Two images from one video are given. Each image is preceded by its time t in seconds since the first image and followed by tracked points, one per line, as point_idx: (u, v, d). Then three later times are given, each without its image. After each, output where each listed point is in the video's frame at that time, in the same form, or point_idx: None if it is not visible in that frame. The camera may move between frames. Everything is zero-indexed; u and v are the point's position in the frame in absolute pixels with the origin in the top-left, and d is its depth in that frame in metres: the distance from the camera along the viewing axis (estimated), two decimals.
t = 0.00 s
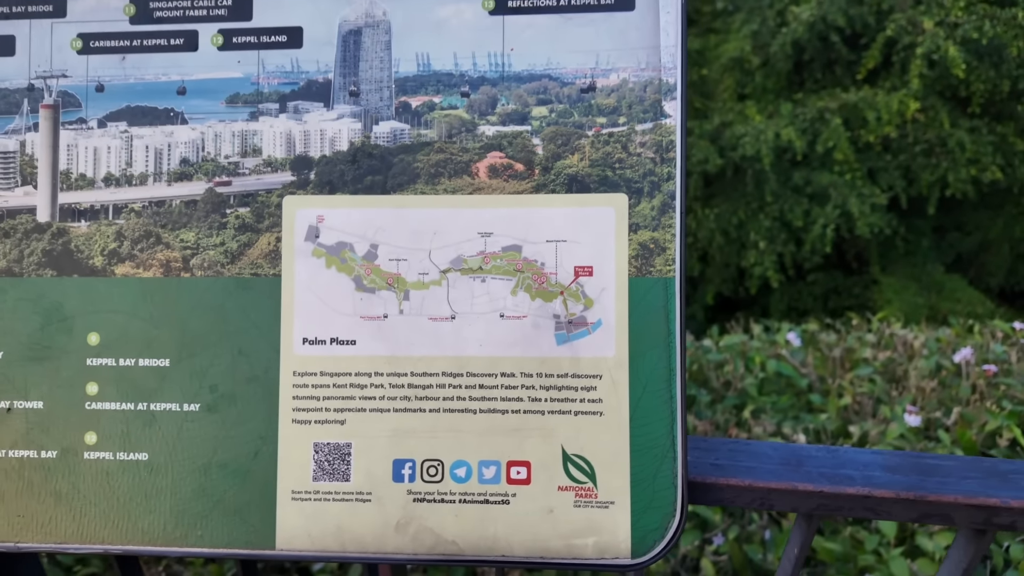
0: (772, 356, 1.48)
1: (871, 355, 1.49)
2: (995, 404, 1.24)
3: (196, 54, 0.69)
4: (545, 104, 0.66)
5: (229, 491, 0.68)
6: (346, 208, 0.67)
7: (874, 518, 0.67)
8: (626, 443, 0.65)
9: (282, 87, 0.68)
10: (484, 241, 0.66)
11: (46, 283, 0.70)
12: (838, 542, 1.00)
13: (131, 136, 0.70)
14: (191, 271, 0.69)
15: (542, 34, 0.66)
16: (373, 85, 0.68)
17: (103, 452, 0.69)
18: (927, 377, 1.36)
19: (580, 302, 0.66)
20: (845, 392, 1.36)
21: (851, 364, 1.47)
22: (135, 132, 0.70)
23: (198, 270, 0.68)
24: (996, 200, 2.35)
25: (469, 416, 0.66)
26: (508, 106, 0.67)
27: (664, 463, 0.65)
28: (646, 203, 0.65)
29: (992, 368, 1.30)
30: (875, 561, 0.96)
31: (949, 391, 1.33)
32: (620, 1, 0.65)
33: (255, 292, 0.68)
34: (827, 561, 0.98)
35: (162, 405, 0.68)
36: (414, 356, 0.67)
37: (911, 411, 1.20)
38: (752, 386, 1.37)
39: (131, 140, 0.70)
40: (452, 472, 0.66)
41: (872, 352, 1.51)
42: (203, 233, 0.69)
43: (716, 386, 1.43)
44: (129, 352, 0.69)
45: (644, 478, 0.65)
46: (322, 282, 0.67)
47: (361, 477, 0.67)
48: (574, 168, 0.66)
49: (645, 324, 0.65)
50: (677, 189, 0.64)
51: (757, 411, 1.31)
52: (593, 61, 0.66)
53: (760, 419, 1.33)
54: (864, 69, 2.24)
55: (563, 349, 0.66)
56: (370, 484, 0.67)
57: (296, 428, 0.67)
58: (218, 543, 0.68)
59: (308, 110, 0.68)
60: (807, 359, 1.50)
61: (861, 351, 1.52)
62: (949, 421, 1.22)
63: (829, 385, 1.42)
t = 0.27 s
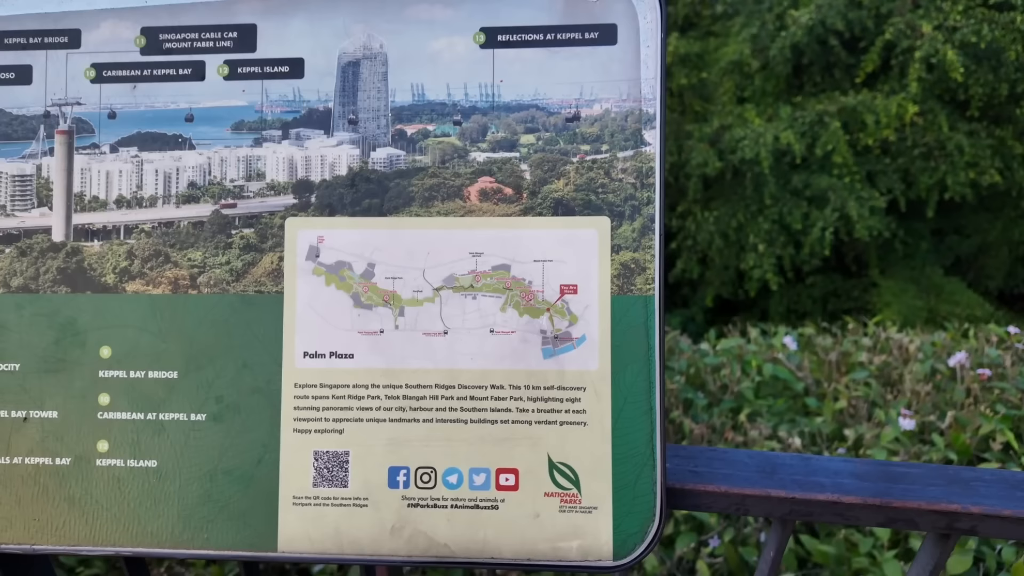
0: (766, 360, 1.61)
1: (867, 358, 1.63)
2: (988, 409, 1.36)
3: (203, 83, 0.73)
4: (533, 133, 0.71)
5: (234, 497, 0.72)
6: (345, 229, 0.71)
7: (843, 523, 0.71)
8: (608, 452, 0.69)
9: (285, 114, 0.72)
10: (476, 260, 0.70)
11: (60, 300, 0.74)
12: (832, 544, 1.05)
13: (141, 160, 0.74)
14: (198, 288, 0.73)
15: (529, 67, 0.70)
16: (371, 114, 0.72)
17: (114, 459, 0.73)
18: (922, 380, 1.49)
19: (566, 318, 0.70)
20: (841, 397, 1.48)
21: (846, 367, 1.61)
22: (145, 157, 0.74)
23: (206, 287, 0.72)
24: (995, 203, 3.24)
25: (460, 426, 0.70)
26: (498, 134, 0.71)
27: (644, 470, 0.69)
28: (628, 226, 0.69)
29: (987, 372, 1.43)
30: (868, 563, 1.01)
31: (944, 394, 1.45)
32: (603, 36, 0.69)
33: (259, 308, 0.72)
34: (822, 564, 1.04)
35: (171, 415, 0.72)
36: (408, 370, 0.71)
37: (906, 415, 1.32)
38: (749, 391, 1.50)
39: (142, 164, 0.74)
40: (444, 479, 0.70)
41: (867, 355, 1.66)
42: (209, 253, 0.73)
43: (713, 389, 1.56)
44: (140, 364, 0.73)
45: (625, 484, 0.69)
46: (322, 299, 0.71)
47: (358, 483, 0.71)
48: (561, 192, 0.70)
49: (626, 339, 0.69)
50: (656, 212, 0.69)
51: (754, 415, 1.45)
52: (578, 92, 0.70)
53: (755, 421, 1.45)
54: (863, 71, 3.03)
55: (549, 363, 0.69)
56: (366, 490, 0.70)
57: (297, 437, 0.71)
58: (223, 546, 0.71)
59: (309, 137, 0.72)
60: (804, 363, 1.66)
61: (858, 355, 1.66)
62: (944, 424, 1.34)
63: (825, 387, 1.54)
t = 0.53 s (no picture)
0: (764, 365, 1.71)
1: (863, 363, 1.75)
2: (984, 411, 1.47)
3: (213, 103, 0.77)
4: (526, 151, 0.75)
5: (242, 497, 0.75)
6: (347, 242, 0.75)
7: (821, 523, 0.75)
8: (598, 454, 0.72)
9: (291, 133, 0.76)
10: (472, 271, 0.74)
11: (75, 308, 0.78)
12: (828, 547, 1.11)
13: (153, 175, 0.78)
14: (207, 297, 0.76)
15: (523, 89, 0.74)
16: (372, 132, 0.75)
17: (127, 461, 0.76)
18: (918, 387, 1.60)
19: (557, 327, 0.73)
20: (839, 401, 1.60)
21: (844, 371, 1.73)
22: (157, 172, 0.78)
23: (214, 297, 0.76)
24: (993, 205, 4.13)
25: (456, 429, 0.74)
26: (493, 151, 0.75)
27: (632, 472, 0.72)
28: (616, 239, 0.73)
29: (982, 376, 1.57)
30: (863, 566, 1.08)
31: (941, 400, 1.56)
32: (593, 59, 0.73)
33: (265, 317, 0.75)
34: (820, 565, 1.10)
35: (180, 418, 0.76)
36: (407, 376, 0.74)
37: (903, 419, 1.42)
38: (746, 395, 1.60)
39: (154, 179, 0.78)
40: (441, 480, 0.73)
41: (864, 360, 1.78)
42: (218, 264, 0.76)
43: (711, 393, 1.65)
44: (151, 370, 0.76)
45: (613, 486, 0.72)
46: (325, 308, 0.75)
47: (359, 484, 0.74)
48: (552, 208, 0.74)
49: (614, 347, 0.73)
50: (643, 226, 0.72)
51: (754, 417, 1.55)
52: (569, 112, 0.74)
53: (753, 425, 1.55)
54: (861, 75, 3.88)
55: (541, 369, 0.73)
56: (367, 491, 0.74)
57: (302, 439, 0.75)
58: (231, 544, 0.75)
59: (313, 154, 0.76)
60: (802, 367, 1.77)
61: (854, 360, 1.78)
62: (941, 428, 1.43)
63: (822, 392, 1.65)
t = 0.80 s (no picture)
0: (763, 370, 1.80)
1: (860, 369, 1.86)
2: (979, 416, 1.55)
3: (235, 127, 0.83)
4: (527, 173, 0.81)
5: (261, 495, 0.81)
6: (360, 257, 0.80)
7: (802, 520, 0.80)
8: (593, 455, 0.78)
9: (309, 157, 0.82)
10: (476, 285, 0.80)
11: (106, 318, 0.83)
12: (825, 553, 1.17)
13: (179, 195, 0.83)
14: (229, 308, 0.82)
15: (524, 115, 0.80)
16: (384, 155, 0.81)
17: (155, 461, 0.82)
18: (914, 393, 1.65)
19: (555, 337, 0.79)
20: (837, 406, 1.64)
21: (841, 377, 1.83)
22: (182, 192, 0.83)
23: (236, 307, 0.82)
24: (993, 211, 4.82)
25: (462, 432, 0.79)
26: (496, 173, 0.81)
27: (624, 472, 0.78)
28: (610, 255, 0.79)
29: (976, 381, 1.67)
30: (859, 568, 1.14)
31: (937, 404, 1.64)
32: (588, 88, 0.79)
33: (283, 325, 0.81)
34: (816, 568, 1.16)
35: (204, 421, 0.81)
36: (415, 382, 0.80)
37: (897, 424, 1.49)
38: (744, 399, 1.68)
39: (179, 199, 0.83)
40: (447, 479, 0.79)
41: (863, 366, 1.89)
42: (240, 277, 0.82)
43: (710, 398, 1.74)
44: (177, 376, 0.82)
45: (608, 484, 0.78)
46: (339, 318, 0.80)
47: (370, 483, 0.79)
48: (551, 225, 0.80)
49: (608, 355, 0.78)
50: (634, 243, 0.78)
51: (749, 422, 1.63)
52: (567, 138, 0.80)
53: (750, 429, 1.63)
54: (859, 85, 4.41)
55: (541, 376, 0.78)
56: (378, 490, 0.79)
57: (317, 441, 0.80)
58: (251, 539, 0.80)
59: (329, 175, 0.81)
60: (797, 371, 1.86)
61: (851, 366, 1.89)
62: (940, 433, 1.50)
63: (819, 397, 1.75)
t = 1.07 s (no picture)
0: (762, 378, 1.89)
1: (858, 377, 1.96)
2: (975, 424, 1.63)
3: (266, 154, 0.89)
4: (536, 197, 0.88)
5: (289, 495, 0.87)
6: (382, 275, 0.87)
7: (791, 520, 0.87)
8: (597, 458, 0.84)
9: (335, 183, 0.88)
10: (489, 301, 0.86)
11: (145, 331, 0.90)
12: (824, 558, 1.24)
13: (213, 217, 0.90)
14: (261, 321, 0.88)
15: (533, 144, 0.87)
16: (404, 181, 0.88)
17: (191, 463, 0.88)
18: (911, 399, 1.76)
19: (562, 349, 0.85)
20: (835, 412, 1.76)
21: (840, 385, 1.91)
22: (217, 214, 0.90)
23: (267, 321, 0.88)
24: (994, 221, 5.21)
25: (476, 437, 0.85)
26: (507, 198, 0.88)
27: (626, 474, 0.84)
28: (613, 273, 0.86)
29: (974, 389, 1.75)
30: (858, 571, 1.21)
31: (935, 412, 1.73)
32: (592, 120, 0.86)
33: (310, 338, 0.87)
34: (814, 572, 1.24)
35: (236, 427, 0.88)
36: (432, 390, 0.86)
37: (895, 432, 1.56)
38: (743, 406, 1.76)
39: (213, 220, 0.90)
40: (462, 481, 0.85)
41: (862, 373, 2.00)
42: (270, 293, 0.88)
43: (710, 404, 1.83)
44: (212, 384, 0.88)
45: (611, 485, 0.84)
46: (362, 331, 0.87)
47: (391, 485, 0.86)
48: (559, 246, 0.86)
49: (611, 365, 0.85)
50: (635, 262, 0.85)
51: (748, 429, 1.71)
52: (573, 165, 0.87)
53: (750, 435, 1.70)
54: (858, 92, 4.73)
55: (549, 385, 0.85)
56: (398, 490, 0.86)
57: (342, 445, 0.86)
58: (280, 536, 0.87)
59: (353, 200, 0.88)
60: (795, 378, 1.95)
61: (850, 374, 1.98)
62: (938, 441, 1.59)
63: (818, 404, 1.83)
